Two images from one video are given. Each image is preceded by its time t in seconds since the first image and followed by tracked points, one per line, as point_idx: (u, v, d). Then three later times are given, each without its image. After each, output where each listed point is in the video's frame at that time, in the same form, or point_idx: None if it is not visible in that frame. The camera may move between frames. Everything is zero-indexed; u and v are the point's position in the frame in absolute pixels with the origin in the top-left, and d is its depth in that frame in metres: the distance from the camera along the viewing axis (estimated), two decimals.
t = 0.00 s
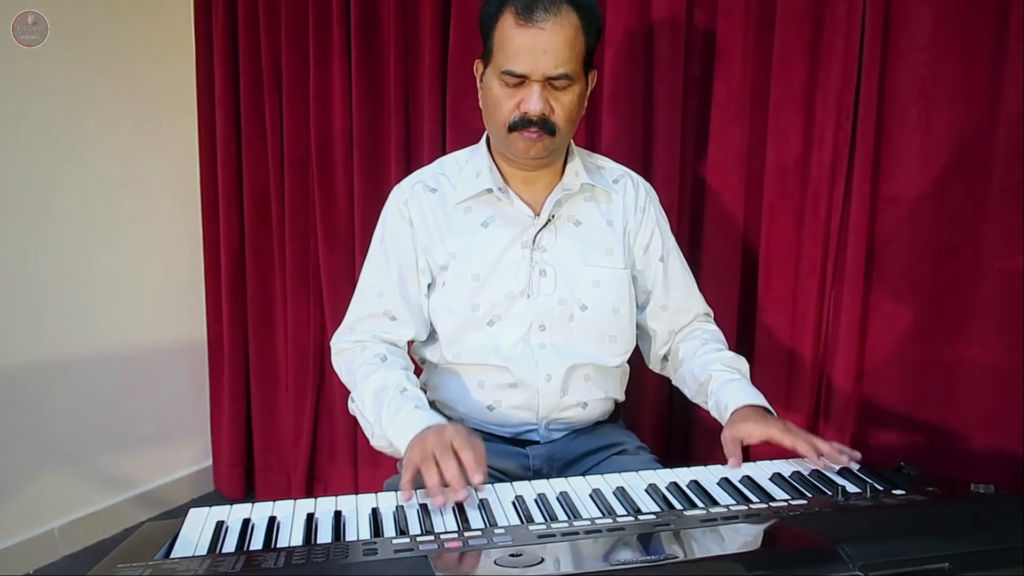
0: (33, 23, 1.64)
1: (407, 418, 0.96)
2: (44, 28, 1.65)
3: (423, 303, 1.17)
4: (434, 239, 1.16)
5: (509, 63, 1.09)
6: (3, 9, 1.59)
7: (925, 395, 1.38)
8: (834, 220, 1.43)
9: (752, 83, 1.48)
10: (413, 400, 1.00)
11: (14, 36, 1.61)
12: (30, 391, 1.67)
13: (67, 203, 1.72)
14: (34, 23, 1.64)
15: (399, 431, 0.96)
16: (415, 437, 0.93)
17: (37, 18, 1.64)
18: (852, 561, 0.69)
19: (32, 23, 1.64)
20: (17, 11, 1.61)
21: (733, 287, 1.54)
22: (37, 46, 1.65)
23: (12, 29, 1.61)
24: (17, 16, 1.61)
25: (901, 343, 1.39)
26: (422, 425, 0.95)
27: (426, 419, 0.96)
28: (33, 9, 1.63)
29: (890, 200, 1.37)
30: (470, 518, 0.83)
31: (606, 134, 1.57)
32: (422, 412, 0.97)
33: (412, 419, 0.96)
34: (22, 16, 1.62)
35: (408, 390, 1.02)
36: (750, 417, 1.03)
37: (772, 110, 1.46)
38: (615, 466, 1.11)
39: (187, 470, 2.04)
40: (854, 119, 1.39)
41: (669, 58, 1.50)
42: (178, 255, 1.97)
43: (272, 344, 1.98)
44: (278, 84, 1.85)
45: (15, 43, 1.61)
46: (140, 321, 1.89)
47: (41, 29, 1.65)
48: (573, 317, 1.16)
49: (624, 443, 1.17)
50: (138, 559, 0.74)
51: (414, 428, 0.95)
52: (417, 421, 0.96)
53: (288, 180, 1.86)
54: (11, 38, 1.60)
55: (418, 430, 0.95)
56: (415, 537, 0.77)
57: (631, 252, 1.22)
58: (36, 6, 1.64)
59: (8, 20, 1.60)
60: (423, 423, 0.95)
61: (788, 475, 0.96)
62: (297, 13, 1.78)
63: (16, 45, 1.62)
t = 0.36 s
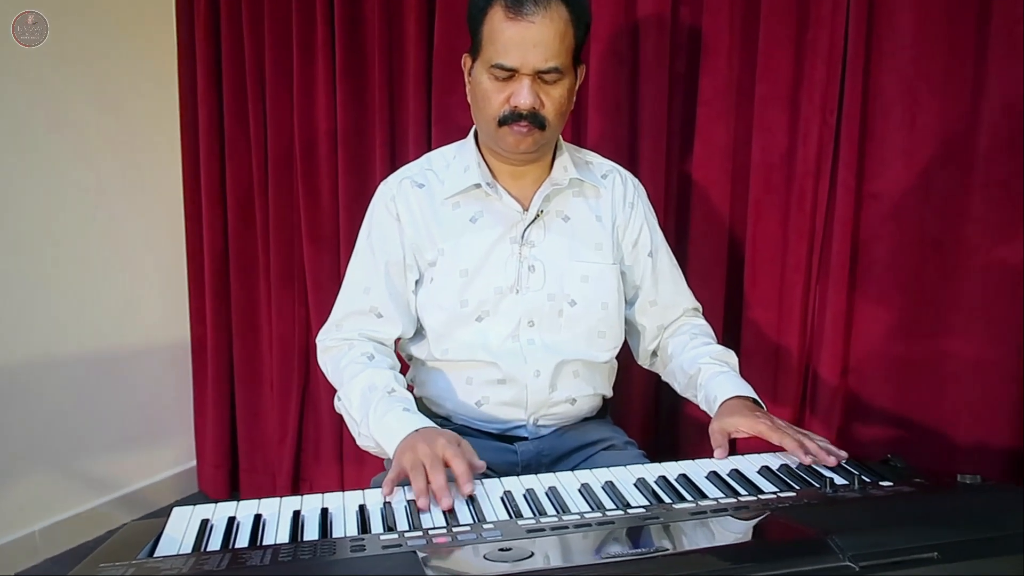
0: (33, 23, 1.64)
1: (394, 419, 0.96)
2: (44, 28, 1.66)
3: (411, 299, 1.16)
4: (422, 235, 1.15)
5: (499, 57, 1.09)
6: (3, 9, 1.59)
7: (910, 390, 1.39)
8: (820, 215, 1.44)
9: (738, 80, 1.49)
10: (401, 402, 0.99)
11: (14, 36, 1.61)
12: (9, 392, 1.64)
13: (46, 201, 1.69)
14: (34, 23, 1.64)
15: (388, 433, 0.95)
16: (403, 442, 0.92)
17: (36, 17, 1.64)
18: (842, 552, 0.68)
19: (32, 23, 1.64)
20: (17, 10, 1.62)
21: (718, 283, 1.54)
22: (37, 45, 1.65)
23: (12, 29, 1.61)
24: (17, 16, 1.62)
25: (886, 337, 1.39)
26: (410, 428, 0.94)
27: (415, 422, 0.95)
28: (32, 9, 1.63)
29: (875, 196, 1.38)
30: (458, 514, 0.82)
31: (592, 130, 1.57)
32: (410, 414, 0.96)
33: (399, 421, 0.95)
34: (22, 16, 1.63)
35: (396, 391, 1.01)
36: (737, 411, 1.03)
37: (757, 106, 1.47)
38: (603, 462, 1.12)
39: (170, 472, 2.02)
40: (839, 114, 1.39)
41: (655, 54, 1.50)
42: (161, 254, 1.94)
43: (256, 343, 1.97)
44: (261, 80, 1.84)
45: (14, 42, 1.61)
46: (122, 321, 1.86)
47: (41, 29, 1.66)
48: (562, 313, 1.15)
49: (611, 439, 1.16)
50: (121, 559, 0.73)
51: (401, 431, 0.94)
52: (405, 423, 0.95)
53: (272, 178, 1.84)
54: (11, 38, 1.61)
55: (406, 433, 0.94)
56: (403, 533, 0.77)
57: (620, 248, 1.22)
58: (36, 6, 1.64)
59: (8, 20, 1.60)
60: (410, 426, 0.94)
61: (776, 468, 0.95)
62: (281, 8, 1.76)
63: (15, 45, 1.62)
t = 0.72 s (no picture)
0: (33, 23, 1.66)
1: (367, 416, 0.95)
2: (44, 28, 1.68)
3: (384, 293, 1.15)
4: (395, 229, 1.14)
5: (470, 51, 1.08)
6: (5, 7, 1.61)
7: (881, 381, 1.41)
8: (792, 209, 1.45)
9: (711, 74, 1.49)
10: (375, 399, 0.98)
11: (15, 36, 1.63)
12: None
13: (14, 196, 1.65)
14: (34, 23, 1.66)
15: (361, 430, 0.94)
16: (376, 440, 0.92)
17: (37, 18, 1.66)
18: (813, 539, 0.68)
19: (32, 22, 1.66)
20: (17, 11, 1.63)
21: (692, 276, 1.55)
22: (37, 45, 1.67)
23: (12, 29, 1.63)
24: (17, 16, 1.64)
25: (858, 329, 1.41)
26: (385, 426, 0.94)
27: (389, 419, 0.95)
28: (33, 10, 1.66)
29: (846, 190, 1.39)
30: (431, 509, 0.81)
31: (566, 123, 1.57)
32: (385, 411, 0.96)
33: (374, 418, 0.95)
34: (22, 16, 1.64)
35: (370, 388, 1.00)
36: (712, 406, 1.04)
37: (730, 100, 1.47)
38: (577, 454, 1.11)
39: (141, 471, 1.98)
40: (811, 108, 1.40)
41: (629, 47, 1.50)
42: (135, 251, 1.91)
43: (229, 340, 1.94)
44: (232, 73, 1.81)
45: (15, 43, 1.63)
46: (91, 319, 1.82)
47: (41, 29, 1.68)
48: (536, 307, 1.15)
49: (586, 432, 1.16)
50: (86, 557, 0.71)
51: (375, 428, 0.94)
52: (380, 421, 0.94)
53: (244, 172, 1.81)
54: (11, 38, 1.62)
55: (380, 431, 0.93)
56: (375, 527, 0.76)
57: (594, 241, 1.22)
58: (36, 6, 1.66)
59: (8, 20, 1.62)
60: (384, 424, 0.94)
61: (749, 459, 0.95)
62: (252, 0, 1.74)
63: (16, 45, 1.64)
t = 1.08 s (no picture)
0: (33, 22, 1.68)
1: (311, 424, 0.93)
2: (43, 28, 1.70)
3: (332, 292, 1.13)
4: (345, 226, 1.12)
5: (421, 46, 1.07)
6: (9, 6, 1.63)
7: (831, 374, 1.43)
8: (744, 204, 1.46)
9: (663, 71, 1.50)
10: (317, 406, 0.96)
11: (15, 37, 1.65)
12: None
13: None
14: (33, 23, 1.68)
15: (304, 437, 0.92)
16: (321, 448, 0.90)
17: (37, 18, 1.69)
18: (761, 529, 0.67)
19: (32, 22, 1.68)
20: (17, 11, 1.65)
21: (645, 271, 1.57)
22: (36, 46, 1.70)
23: (12, 30, 1.64)
24: (18, 16, 1.65)
25: (808, 323, 1.43)
26: (328, 432, 0.92)
27: (334, 426, 0.93)
28: (33, 10, 1.68)
29: (795, 186, 1.41)
30: (382, 508, 0.80)
31: (521, 119, 1.56)
32: (329, 418, 0.94)
33: (317, 426, 0.93)
34: (22, 16, 1.66)
35: (313, 394, 0.98)
36: (664, 398, 1.04)
37: (682, 97, 1.48)
38: (533, 450, 1.11)
39: (89, 477, 1.92)
40: (762, 105, 1.42)
41: (583, 44, 1.50)
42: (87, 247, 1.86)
43: (180, 339, 1.90)
44: (181, 66, 1.77)
45: (15, 43, 1.65)
46: (39, 320, 1.75)
47: (40, 29, 1.70)
48: (489, 304, 1.14)
49: (541, 428, 1.16)
50: (20, 566, 0.68)
51: (318, 436, 0.92)
52: (323, 428, 0.92)
53: (194, 168, 1.77)
54: (12, 39, 1.64)
55: (324, 438, 0.91)
56: (322, 528, 0.75)
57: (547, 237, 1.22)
58: (34, 7, 1.68)
59: (9, 21, 1.64)
60: (328, 431, 0.92)
61: (702, 452, 0.96)
62: None
63: (16, 45, 1.65)
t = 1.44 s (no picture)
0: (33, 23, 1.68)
1: (239, 430, 0.90)
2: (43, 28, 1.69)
3: (258, 291, 1.10)
4: (273, 224, 1.10)
5: (349, 38, 1.05)
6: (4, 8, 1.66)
7: (761, 366, 1.47)
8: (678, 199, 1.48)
9: (598, 67, 1.51)
10: (244, 409, 0.94)
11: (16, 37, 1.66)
12: None
13: None
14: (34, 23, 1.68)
15: (231, 442, 0.90)
16: (249, 455, 0.87)
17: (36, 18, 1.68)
18: (688, 521, 0.67)
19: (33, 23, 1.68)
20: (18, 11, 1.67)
21: (583, 266, 1.58)
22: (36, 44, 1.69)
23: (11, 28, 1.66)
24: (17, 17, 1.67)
25: (741, 316, 1.46)
26: (256, 437, 0.90)
27: (263, 430, 0.91)
28: (32, 10, 1.68)
29: (727, 182, 1.44)
30: (311, 511, 0.78)
31: (459, 115, 1.55)
32: (257, 422, 0.92)
33: (245, 430, 0.90)
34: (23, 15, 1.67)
35: (238, 397, 0.95)
36: (599, 395, 1.05)
37: (617, 93, 1.50)
38: (468, 450, 1.10)
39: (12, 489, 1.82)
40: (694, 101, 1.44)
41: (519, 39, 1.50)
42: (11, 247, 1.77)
43: (109, 342, 1.82)
44: (105, 58, 1.69)
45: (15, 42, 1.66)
46: None
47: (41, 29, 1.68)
48: (423, 302, 1.14)
49: (477, 426, 1.14)
50: None
51: (246, 441, 0.89)
52: (251, 432, 0.90)
53: (121, 164, 1.70)
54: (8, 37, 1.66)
55: (252, 443, 0.89)
56: (246, 533, 0.73)
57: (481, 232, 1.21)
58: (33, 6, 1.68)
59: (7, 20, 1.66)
60: (256, 436, 0.90)
61: (634, 446, 0.96)
62: None
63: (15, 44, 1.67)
